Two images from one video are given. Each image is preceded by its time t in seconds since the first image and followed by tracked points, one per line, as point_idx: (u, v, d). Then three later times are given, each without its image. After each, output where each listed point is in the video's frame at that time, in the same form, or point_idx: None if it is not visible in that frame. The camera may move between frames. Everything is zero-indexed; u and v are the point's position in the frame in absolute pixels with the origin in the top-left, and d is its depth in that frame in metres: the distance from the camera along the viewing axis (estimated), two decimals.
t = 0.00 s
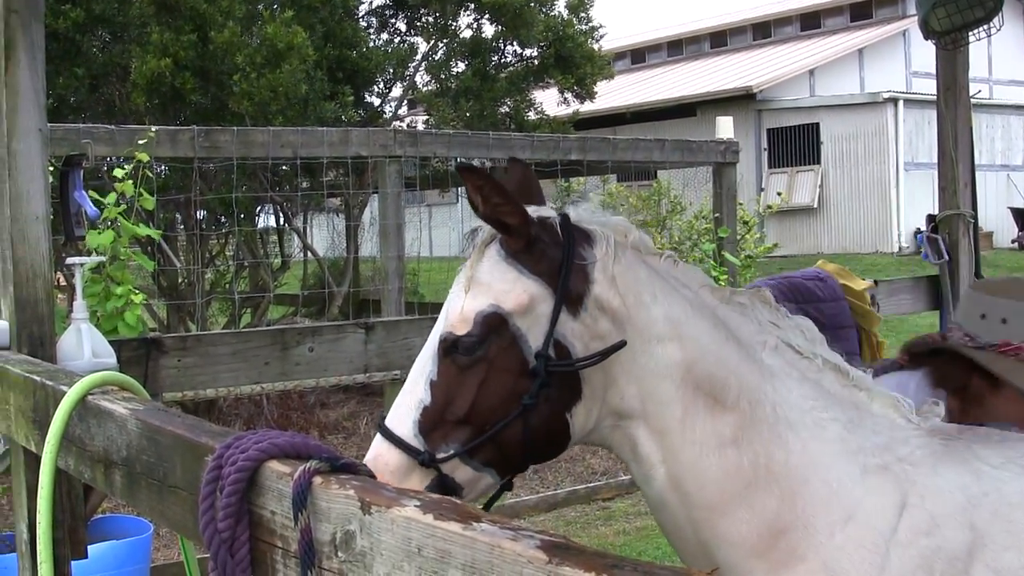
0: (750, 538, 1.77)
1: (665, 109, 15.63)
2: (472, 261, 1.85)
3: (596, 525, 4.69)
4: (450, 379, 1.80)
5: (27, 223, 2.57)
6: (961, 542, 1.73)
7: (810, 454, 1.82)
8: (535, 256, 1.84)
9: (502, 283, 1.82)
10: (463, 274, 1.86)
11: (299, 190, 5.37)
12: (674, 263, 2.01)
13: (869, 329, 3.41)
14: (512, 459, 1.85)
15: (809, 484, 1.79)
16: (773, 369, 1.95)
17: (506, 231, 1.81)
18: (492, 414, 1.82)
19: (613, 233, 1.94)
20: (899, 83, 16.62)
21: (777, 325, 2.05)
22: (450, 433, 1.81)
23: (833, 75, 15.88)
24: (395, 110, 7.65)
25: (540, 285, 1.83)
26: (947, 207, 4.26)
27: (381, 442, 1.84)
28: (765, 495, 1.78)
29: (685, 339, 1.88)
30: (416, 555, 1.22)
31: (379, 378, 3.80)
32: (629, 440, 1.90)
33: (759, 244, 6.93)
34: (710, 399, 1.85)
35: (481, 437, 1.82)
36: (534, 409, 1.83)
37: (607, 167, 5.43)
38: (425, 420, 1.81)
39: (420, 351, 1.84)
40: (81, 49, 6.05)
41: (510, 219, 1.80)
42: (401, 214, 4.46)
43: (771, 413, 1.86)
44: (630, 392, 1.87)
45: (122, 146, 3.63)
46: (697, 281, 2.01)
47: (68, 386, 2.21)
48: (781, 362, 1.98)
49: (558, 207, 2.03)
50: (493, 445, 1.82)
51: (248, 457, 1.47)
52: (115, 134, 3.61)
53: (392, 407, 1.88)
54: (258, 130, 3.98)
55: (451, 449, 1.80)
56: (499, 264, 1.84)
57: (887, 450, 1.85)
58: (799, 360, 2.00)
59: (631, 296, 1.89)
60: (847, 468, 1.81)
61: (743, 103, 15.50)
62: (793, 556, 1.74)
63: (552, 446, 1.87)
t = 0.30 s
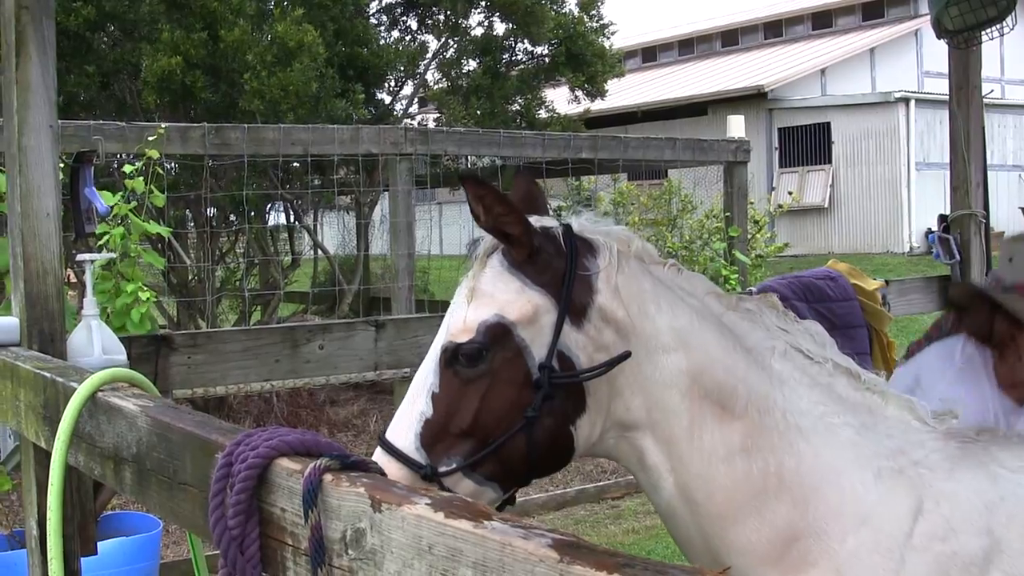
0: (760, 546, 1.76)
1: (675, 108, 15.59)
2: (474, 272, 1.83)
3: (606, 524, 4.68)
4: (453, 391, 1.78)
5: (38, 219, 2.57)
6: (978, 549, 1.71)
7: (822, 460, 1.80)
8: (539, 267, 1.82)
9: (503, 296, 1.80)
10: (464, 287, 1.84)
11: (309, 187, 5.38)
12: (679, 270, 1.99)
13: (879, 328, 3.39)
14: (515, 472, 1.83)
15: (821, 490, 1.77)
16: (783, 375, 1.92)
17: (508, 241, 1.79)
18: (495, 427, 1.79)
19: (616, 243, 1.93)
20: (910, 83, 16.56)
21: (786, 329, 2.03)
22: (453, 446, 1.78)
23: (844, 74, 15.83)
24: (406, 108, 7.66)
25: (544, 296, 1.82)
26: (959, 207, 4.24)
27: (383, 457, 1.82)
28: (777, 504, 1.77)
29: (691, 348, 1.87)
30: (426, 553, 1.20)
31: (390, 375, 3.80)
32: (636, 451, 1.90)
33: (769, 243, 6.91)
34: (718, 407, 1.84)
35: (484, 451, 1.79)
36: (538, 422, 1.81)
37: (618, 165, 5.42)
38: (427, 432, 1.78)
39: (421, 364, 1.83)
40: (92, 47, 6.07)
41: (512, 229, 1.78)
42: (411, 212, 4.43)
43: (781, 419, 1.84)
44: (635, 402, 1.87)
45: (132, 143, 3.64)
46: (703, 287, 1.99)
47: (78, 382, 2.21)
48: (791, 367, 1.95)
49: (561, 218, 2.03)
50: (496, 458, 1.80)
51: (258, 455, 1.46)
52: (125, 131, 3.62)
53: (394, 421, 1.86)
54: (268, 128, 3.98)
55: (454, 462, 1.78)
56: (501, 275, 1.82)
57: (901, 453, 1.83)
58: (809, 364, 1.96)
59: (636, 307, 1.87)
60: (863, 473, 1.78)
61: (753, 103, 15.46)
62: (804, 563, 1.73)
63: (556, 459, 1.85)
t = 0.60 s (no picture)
0: (766, 550, 1.76)
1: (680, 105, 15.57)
2: (478, 273, 1.82)
3: (608, 521, 4.68)
4: (457, 393, 1.76)
5: (43, 211, 2.57)
6: (984, 553, 1.71)
7: (828, 463, 1.80)
8: (542, 268, 1.81)
9: (508, 296, 1.79)
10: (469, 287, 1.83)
11: (315, 182, 5.37)
12: (685, 270, 1.98)
13: (884, 328, 3.38)
14: (521, 473, 1.81)
15: (827, 493, 1.77)
16: (789, 377, 1.91)
17: (512, 242, 1.78)
18: (499, 428, 1.78)
19: (621, 243, 1.92)
20: (916, 83, 16.52)
21: (793, 331, 2.01)
22: (457, 448, 1.77)
23: (850, 73, 15.79)
24: (412, 103, 7.64)
25: (547, 297, 1.80)
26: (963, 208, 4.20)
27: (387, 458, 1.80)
28: (783, 507, 1.77)
29: (697, 349, 1.86)
30: (431, 550, 1.20)
31: (393, 371, 3.79)
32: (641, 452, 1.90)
33: (774, 242, 6.90)
34: (724, 410, 1.83)
35: (488, 452, 1.78)
36: (542, 423, 1.80)
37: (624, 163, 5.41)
38: (431, 434, 1.77)
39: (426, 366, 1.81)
40: (98, 39, 6.07)
41: (515, 230, 1.76)
42: (415, 207, 4.40)
43: (787, 422, 1.84)
44: (640, 404, 1.86)
45: (138, 135, 3.63)
46: (710, 288, 1.98)
47: (82, 375, 2.20)
48: (797, 370, 1.94)
49: (567, 217, 2.02)
50: (500, 459, 1.79)
51: (263, 450, 1.46)
52: (131, 123, 3.61)
53: (399, 423, 1.84)
54: (274, 121, 3.97)
55: (458, 464, 1.76)
56: (505, 276, 1.81)
57: (908, 456, 1.83)
58: (815, 367, 1.95)
59: (640, 309, 1.86)
60: (868, 477, 1.78)
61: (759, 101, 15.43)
62: (810, 566, 1.73)
63: (561, 460, 1.84)
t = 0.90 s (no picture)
0: (768, 546, 1.76)
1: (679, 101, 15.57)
2: (485, 256, 1.82)
3: (607, 517, 4.70)
4: (458, 375, 1.77)
5: (44, 207, 2.56)
6: (984, 551, 1.72)
7: (831, 459, 1.80)
8: (549, 254, 1.80)
9: (513, 280, 1.79)
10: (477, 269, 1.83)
11: (314, 178, 5.37)
12: (694, 264, 1.97)
13: (883, 324, 3.38)
14: (518, 458, 1.82)
15: (830, 490, 1.77)
16: (793, 373, 1.91)
17: (520, 225, 1.77)
18: (498, 412, 1.79)
19: (630, 233, 1.90)
20: (914, 79, 16.53)
21: (798, 326, 2.00)
22: (456, 430, 1.78)
23: (848, 69, 15.79)
24: (411, 99, 7.64)
25: (552, 283, 1.80)
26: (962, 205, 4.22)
27: (389, 438, 1.82)
28: (785, 503, 1.77)
29: (701, 343, 1.85)
30: (435, 546, 1.20)
31: (393, 367, 3.79)
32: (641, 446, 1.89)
33: (773, 239, 6.91)
34: (728, 404, 1.83)
35: (486, 435, 1.79)
36: (540, 410, 1.80)
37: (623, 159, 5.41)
38: (431, 415, 1.78)
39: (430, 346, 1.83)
40: (97, 35, 6.06)
41: (524, 213, 1.75)
42: (415, 203, 4.42)
43: (791, 418, 1.84)
44: (644, 395, 1.85)
45: (137, 131, 3.62)
46: (716, 283, 1.97)
47: (83, 371, 2.20)
48: (802, 365, 1.93)
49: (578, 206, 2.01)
50: (498, 445, 1.79)
51: (268, 446, 1.46)
52: (131, 119, 3.60)
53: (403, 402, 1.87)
54: (274, 117, 3.97)
55: (456, 446, 1.77)
56: (512, 260, 1.81)
57: (910, 454, 1.83)
58: (819, 362, 1.95)
59: (647, 299, 1.85)
60: (871, 473, 1.78)
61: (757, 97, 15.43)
62: (812, 564, 1.73)
63: (560, 448, 1.84)
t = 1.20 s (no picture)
0: (759, 548, 1.76)
1: (672, 100, 15.58)
2: (462, 255, 1.88)
3: (598, 515, 4.70)
4: (424, 367, 1.82)
5: (35, 202, 2.55)
6: (978, 551, 1.72)
7: (821, 461, 1.80)
8: (522, 251, 1.85)
9: (483, 276, 1.83)
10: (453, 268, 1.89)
11: (307, 175, 5.37)
12: (678, 270, 1.98)
13: (874, 322, 3.40)
14: (482, 452, 1.82)
15: (820, 492, 1.77)
16: (780, 376, 1.90)
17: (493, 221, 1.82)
18: (462, 405, 1.81)
19: (610, 239, 1.92)
20: (906, 79, 16.59)
21: (783, 330, 2.01)
22: (422, 422, 1.81)
23: (841, 68, 15.83)
24: (404, 96, 7.63)
25: (521, 280, 1.84)
26: (954, 203, 4.24)
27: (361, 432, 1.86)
28: (774, 505, 1.77)
29: (686, 345, 1.85)
30: (427, 542, 1.20)
31: (385, 364, 3.77)
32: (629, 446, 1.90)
33: (765, 237, 6.92)
34: (714, 405, 1.83)
35: (450, 429, 1.81)
36: (505, 405, 1.82)
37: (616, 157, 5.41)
38: (398, 407, 1.82)
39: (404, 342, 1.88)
40: (90, 30, 6.04)
41: (496, 207, 1.80)
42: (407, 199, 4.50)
43: (778, 419, 1.83)
44: (618, 393, 1.86)
45: (129, 127, 3.62)
46: (701, 287, 1.98)
47: (75, 367, 2.20)
48: (788, 368, 1.93)
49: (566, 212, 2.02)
50: (463, 439, 1.81)
51: (257, 442, 1.46)
52: (123, 115, 3.60)
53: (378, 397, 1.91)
54: (267, 114, 3.96)
55: (420, 438, 1.80)
56: (488, 257, 1.85)
57: (902, 454, 1.84)
58: (807, 365, 1.95)
59: (622, 301, 1.86)
60: (861, 475, 1.78)
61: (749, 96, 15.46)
62: (803, 566, 1.73)
63: (525, 447, 1.84)
